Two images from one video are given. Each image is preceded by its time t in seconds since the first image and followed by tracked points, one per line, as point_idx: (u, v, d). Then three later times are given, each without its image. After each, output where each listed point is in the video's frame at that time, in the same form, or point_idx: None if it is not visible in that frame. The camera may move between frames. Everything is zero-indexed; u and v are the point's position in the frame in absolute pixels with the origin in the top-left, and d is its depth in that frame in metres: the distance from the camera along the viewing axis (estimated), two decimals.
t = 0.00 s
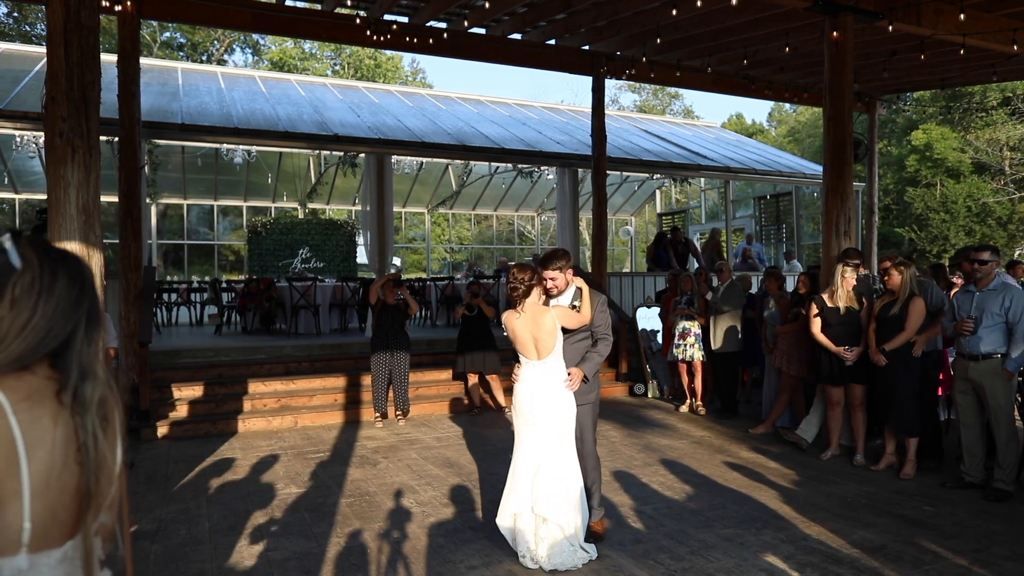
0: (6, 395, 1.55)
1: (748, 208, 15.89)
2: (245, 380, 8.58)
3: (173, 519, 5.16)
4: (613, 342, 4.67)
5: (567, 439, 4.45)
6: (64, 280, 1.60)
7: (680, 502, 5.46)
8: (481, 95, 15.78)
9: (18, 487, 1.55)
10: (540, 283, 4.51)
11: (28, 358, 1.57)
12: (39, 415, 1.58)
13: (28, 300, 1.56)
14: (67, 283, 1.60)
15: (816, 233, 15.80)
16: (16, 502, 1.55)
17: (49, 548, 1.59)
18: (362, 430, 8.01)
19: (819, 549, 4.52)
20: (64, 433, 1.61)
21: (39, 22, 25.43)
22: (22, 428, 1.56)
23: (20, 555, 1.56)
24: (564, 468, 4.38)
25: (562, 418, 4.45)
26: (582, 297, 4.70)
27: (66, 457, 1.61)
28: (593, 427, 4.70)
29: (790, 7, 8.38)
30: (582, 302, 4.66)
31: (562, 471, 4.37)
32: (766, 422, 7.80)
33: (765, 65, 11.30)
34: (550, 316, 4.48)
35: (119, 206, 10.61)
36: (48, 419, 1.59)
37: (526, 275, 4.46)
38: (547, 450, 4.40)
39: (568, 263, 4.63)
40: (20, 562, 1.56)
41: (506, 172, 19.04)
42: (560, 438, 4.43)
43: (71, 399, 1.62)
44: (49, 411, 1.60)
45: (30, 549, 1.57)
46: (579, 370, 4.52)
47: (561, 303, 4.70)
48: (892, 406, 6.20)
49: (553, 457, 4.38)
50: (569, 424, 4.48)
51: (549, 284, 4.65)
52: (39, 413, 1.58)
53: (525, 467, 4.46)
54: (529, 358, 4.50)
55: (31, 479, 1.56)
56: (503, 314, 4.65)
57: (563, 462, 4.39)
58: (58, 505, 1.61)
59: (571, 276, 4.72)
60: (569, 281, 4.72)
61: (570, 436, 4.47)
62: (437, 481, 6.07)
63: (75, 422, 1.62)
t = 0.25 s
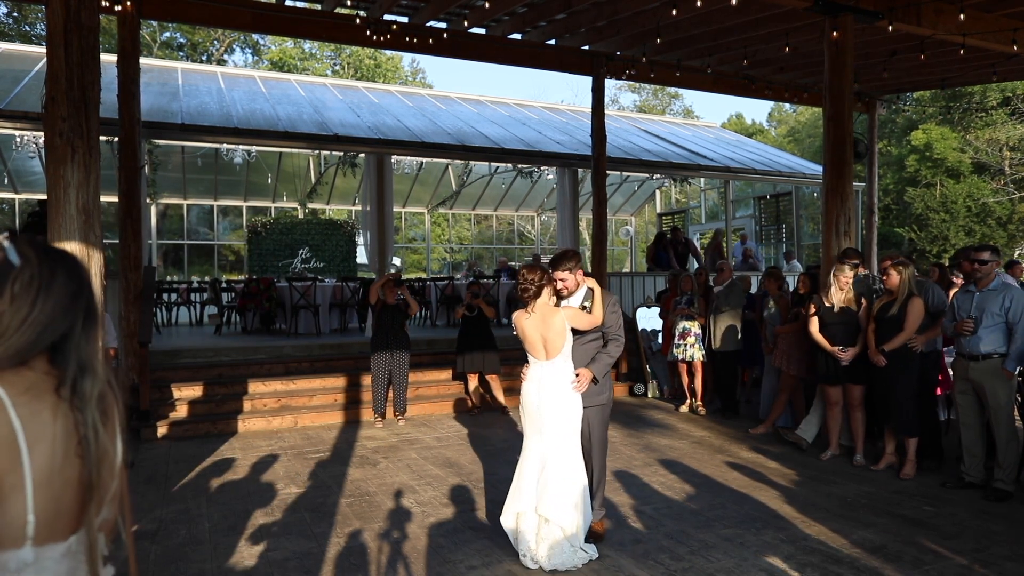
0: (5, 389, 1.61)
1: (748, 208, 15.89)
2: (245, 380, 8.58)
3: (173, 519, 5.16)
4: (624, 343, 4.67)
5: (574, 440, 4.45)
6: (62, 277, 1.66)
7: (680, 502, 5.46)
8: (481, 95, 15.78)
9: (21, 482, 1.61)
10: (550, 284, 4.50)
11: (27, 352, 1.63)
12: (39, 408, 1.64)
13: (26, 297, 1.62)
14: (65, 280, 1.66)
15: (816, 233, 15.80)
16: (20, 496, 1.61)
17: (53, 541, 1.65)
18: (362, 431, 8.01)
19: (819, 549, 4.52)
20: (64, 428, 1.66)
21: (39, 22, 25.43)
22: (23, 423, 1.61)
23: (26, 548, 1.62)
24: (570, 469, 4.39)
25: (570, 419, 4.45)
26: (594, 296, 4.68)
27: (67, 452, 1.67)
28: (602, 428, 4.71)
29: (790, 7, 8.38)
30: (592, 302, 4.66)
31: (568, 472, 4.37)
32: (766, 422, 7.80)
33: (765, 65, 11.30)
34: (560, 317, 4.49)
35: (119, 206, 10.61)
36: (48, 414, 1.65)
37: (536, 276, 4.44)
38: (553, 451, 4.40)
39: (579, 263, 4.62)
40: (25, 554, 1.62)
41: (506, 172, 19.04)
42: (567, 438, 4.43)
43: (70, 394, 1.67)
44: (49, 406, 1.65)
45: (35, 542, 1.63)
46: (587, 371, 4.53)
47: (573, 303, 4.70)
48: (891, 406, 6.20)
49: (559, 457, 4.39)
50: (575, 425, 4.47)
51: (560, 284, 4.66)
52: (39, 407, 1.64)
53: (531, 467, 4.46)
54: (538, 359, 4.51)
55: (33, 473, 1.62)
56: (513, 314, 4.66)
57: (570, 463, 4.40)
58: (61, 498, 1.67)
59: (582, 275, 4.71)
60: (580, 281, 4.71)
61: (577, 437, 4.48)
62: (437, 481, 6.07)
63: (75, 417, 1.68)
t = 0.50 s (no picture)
0: (8, 388, 1.60)
1: (748, 208, 15.89)
2: (245, 380, 8.58)
3: (173, 519, 5.17)
4: (629, 345, 4.68)
5: (575, 441, 4.46)
6: (61, 275, 1.66)
7: (680, 502, 5.46)
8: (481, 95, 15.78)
9: (27, 480, 1.61)
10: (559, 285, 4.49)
11: (29, 352, 1.63)
12: (43, 407, 1.63)
13: (26, 296, 1.62)
14: (64, 279, 1.66)
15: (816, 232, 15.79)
16: (26, 494, 1.61)
17: (59, 538, 1.66)
18: (361, 431, 8.01)
19: (819, 549, 4.52)
20: (68, 426, 1.67)
21: (39, 22, 25.43)
22: (27, 421, 1.60)
23: (33, 545, 1.62)
24: (571, 469, 4.39)
25: (571, 419, 4.47)
26: (601, 298, 4.66)
27: (72, 450, 1.67)
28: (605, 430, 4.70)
29: (790, 7, 8.38)
30: (598, 305, 4.64)
31: (569, 472, 4.38)
32: (766, 422, 7.80)
33: (765, 65, 11.29)
34: (565, 319, 4.49)
35: (119, 206, 10.61)
36: (51, 414, 1.64)
37: (547, 277, 4.42)
38: (555, 451, 4.41)
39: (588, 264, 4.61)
40: (33, 552, 1.62)
41: (506, 172, 19.04)
42: (568, 439, 4.44)
43: (72, 392, 1.68)
44: (52, 404, 1.65)
45: (42, 540, 1.63)
46: (590, 373, 4.53)
47: (580, 305, 4.70)
48: (891, 406, 6.20)
49: (561, 457, 4.40)
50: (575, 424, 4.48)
51: (568, 284, 4.66)
52: (43, 406, 1.64)
53: (533, 466, 4.47)
54: (541, 359, 4.52)
55: (39, 471, 1.62)
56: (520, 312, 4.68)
57: (571, 464, 4.40)
58: (66, 495, 1.67)
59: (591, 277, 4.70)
60: (588, 282, 4.70)
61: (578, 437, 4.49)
62: (437, 481, 6.06)
63: (78, 415, 1.68)
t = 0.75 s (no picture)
0: (13, 391, 1.60)
1: (748, 208, 15.91)
2: (245, 380, 8.58)
3: (173, 519, 5.17)
4: (625, 347, 4.61)
5: (570, 441, 4.45)
6: (64, 277, 1.66)
7: (680, 502, 5.46)
8: (481, 95, 15.78)
9: (30, 481, 1.60)
10: (558, 287, 4.52)
11: (32, 356, 1.63)
12: (46, 409, 1.63)
13: (27, 297, 1.62)
14: (67, 280, 1.66)
15: (816, 233, 15.80)
16: (29, 496, 1.61)
17: (62, 539, 1.65)
18: (361, 431, 8.01)
19: (819, 549, 4.52)
20: (72, 429, 1.67)
21: (39, 22, 25.43)
22: (30, 424, 1.60)
23: (37, 547, 1.62)
24: (566, 469, 4.39)
25: (566, 419, 4.46)
26: (597, 300, 4.66)
27: (75, 453, 1.67)
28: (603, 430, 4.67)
29: (790, 7, 8.38)
30: (595, 306, 4.63)
31: (564, 472, 4.37)
32: (766, 422, 7.79)
33: (765, 65, 11.30)
34: (561, 320, 4.50)
35: (119, 206, 10.61)
36: (55, 416, 1.64)
37: (547, 278, 4.44)
38: (549, 451, 4.41)
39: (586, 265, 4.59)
40: (36, 553, 1.62)
41: (506, 172, 19.04)
42: (563, 439, 4.44)
43: (76, 394, 1.68)
44: (56, 407, 1.65)
45: (45, 541, 1.63)
46: (584, 373, 4.51)
47: (577, 306, 4.69)
48: (891, 406, 6.20)
49: (555, 457, 4.39)
50: (570, 424, 4.48)
51: (566, 284, 4.65)
52: (47, 409, 1.63)
53: (529, 467, 4.49)
54: (536, 359, 4.53)
55: (42, 473, 1.61)
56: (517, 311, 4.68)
57: (566, 463, 4.40)
58: (69, 497, 1.67)
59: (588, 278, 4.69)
60: (586, 283, 4.69)
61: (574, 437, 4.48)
62: (437, 481, 6.06)
63: (82, 418, 1.69)
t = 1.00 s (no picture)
0: (19, 394, 1.60)
1: (748, 208, 15.92)
2: (245, 380, 8.58)
3: (173, 519, 5.17)
4: (611, 346, 4.65)
5: (560, 439, 4.44)
6: (67, 278, 1.67)
7: (680, 502, 5.46)
8: (481, 95, 15.78)
9: (36, 484, 1.60)
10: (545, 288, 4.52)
11: (35, 358, 1.62)
12: (52, 411, 1.63)
13: (30, 297, 1.63)
14: (70, 281, 1.67)
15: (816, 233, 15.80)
16: (33, 498, 1.60)
17: (65, 541, 1.65)
18: (361, 431, 8.01)
19: (819, 549, 4.52)
20: (76, 431, 1.67)
21: (39, 22, 25.43)
22: (36, 427, 1.60)
23: (41, 549, 1.61)
24: (557, 468, 4.36)
25: (554, 419, 4.44)
26: (585, 299, 4.63)
27: (79, 454, 1.67)
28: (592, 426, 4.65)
29: (790, 7, 8.38)
30: (582, 305, 4.61)
31: (555, 471, 4.36)
32: (766, 422, 7.79)
33: (765, 65, 11.30)
34: (547, 320, 4.51)
35: (120, 206, 10.61)
36: (59, 418, 1.64)
37: (533, 280, 4.45)
38: (539, 451, 4.40)
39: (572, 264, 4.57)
40: (41, 555, 1.61)
41: (506, 172, 19.04)
42: (553, 438, 4.42)
43: (80, 396, 1.68)
44: (60, 409, 1.65)
45: (49, 543, 1.63)
46: (570, 372, 4.50)
47: (563, 305, 4.67)
48: (891, 406, 6.20)
49: (545, 457, 4.37)
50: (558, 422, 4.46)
51: (553, 283, 4.62)
52: (51, 412, 1.63)
53: (521, 467, 4.49)
54: (523, 359, 4.52)
55: (48, 475, 1.61)
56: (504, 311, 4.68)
57: (556, 463, 4.38)
58: (73, 499, 1.67)
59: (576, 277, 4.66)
60: (574, 282, 4.66)
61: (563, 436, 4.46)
62: (437, 481, 6.07)
63: (86, 420, 1.69)
